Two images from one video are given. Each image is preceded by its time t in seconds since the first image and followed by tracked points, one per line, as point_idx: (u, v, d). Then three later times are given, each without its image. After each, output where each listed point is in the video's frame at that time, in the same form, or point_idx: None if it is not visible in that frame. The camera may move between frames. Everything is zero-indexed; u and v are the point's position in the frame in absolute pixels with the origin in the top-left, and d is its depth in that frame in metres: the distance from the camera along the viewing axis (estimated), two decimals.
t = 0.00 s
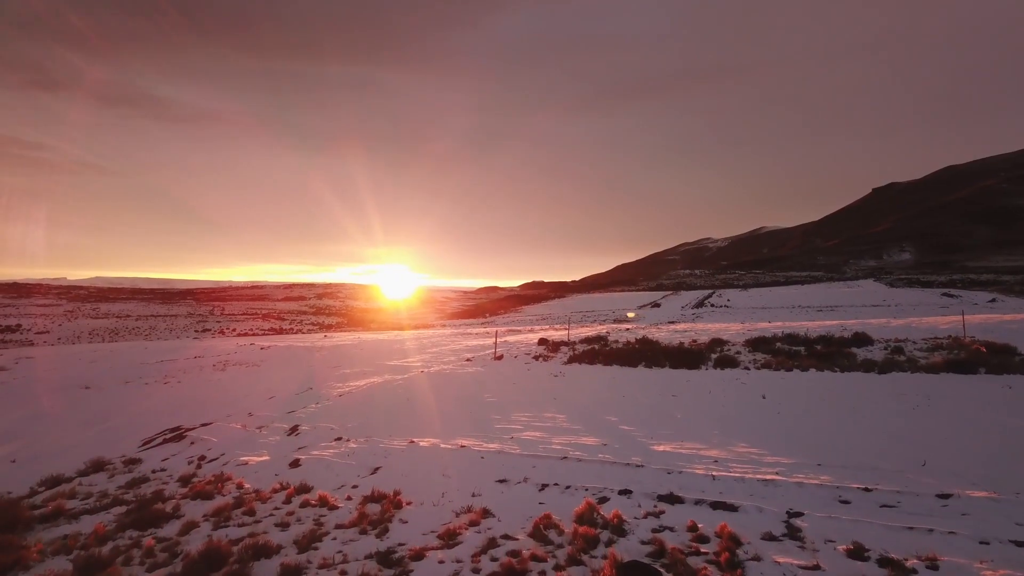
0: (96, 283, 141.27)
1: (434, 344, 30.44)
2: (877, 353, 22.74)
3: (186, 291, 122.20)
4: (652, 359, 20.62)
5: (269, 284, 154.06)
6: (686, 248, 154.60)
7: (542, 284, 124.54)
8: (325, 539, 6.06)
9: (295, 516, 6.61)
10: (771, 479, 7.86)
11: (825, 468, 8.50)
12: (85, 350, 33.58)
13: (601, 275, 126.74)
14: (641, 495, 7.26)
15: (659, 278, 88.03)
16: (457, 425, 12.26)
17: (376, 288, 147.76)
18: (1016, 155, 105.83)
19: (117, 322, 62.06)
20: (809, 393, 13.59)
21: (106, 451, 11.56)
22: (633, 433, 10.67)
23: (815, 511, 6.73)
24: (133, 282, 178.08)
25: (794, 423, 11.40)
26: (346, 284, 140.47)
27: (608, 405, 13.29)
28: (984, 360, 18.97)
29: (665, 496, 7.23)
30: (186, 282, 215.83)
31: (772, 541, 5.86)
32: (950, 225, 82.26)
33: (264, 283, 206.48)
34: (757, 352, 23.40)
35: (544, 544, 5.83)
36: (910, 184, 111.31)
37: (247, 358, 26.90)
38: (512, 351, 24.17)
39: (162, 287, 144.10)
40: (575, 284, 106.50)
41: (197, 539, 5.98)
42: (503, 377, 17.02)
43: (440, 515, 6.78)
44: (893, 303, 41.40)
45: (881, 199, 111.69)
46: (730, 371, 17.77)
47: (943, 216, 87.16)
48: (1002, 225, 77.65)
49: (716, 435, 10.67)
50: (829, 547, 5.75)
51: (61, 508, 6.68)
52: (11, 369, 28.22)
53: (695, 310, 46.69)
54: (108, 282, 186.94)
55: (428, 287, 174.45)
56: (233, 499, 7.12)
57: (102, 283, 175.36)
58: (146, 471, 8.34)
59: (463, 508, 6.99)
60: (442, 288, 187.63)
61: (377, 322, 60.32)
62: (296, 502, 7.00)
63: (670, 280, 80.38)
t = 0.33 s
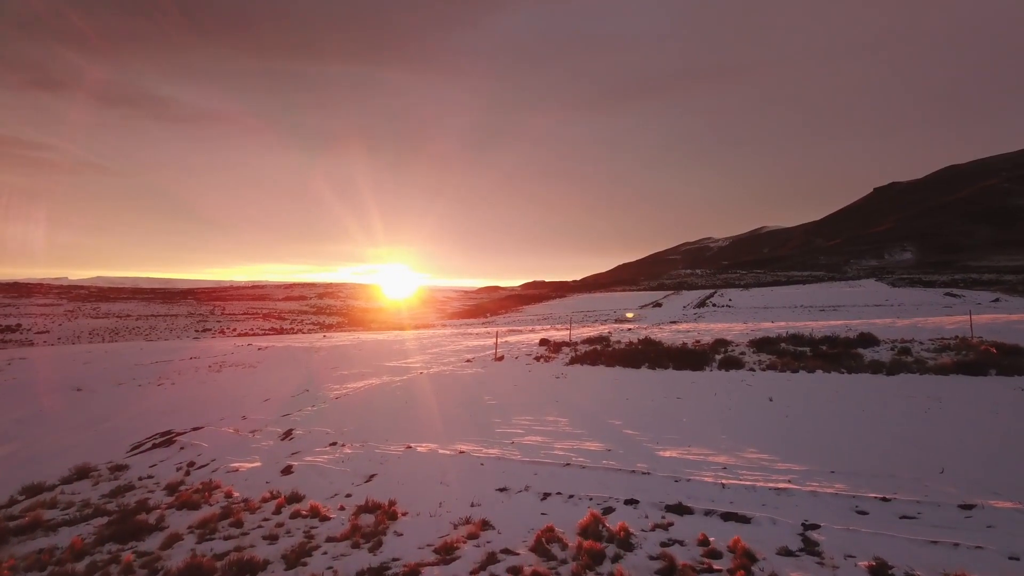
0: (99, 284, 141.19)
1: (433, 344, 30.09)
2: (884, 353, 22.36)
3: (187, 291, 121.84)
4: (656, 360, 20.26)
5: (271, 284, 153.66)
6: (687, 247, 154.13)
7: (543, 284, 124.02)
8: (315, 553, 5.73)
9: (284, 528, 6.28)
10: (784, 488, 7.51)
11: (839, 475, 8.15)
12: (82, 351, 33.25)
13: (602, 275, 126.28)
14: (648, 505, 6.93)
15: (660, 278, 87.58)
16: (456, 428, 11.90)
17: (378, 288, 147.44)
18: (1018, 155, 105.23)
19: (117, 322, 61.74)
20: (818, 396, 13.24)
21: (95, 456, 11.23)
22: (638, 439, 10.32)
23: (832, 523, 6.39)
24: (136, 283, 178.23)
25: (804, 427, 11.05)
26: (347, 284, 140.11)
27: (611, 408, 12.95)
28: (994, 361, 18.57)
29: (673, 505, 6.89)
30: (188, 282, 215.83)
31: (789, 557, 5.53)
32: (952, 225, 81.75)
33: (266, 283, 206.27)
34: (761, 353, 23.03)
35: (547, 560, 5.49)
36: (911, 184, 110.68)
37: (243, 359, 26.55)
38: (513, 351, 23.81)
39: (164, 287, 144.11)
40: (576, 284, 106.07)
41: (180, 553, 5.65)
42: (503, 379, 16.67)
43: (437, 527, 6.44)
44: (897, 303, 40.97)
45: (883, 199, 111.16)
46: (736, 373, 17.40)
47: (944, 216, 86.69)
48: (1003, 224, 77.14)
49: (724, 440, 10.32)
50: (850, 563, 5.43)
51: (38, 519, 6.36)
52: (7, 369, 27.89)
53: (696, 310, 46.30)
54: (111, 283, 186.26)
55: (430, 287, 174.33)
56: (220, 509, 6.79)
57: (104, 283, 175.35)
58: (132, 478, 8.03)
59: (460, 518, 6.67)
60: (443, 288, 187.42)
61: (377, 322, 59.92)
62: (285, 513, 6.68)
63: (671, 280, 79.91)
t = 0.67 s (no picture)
0: (101, 284, 141.20)
1: (433, 344, 29.80)
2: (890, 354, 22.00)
3: (190, 291, 121.43)
4: (659, 360, 19.95)
5: (272, 284, 153.50)
6: (688, 247, 153.74)
7: (544, 284, 123.51)
8: (305, 566, 5.45)
9: (274, 539, 6.01)
10: (795, 495, 7.23)
11: (853, 483, 7.85)
12: (81, 351, 33.02)
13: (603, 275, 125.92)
14: (655, 514, 6.64)
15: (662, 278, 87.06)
16: (456, 431, 11.60)
17: (379, 287, 147.20)
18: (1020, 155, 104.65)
19: (117, 322, 61.51)
20: (827, 398, 12.94)
21: (85, 460, 10.94)
22: (643, 443, 10.03)
23: (849, 534, 6.10)
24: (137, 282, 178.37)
25: (812, 431, 10.75)
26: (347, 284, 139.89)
27: (614, 410, 12.68)
28: (1004, 361, 18.23)
29: (681, 515, 6.60)
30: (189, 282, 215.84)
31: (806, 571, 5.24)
32: (954, 224, 81.29)
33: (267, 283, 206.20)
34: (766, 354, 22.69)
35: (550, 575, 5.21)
36: (913, 183, 110.13)
37: (242, 360, 26.29)
38: (514, 351, 23.50)
39: (166, 287, 144.08)
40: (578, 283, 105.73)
41: (163, 566, 5.37)
42: (504, 380, 16.35)
43: (434, 538, 6.17)
44: (900, 303, 40.60)
45: (884, 199, 110.70)
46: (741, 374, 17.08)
47: (946, 216, 86.22)
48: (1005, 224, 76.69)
49: (731, 444, 10.03)
50: None
51: (18, 529, 6.09)
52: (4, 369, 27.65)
53: (699, 310, 45.94)
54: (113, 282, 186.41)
55: (431, 287, 174.10)
56: (208, 519, 6.51)
57: (106, 283, 175.35)
58: (119, 485, 7.76)
59: (458, 529, 6.37)
60: (444, 288, 187.13)
61: (377, 322, 59.61)
62: (276, 523, 6.40)
63: (673, 280, 79.48)
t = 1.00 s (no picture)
0: (102, 284, 141.17)
1: (433, 345, 29.48)
2: (898, 355, 21.61)
3: (190, 291, 121.14)
4: (663, 362, 19.59)
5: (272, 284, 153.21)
6: (689, 248, 153.34)
7: (545, 284, 123.12)
8: None
9: (261, 553, 5.68)
10: (812, 505, 6.89)
11: (871, 492, 7.51)
12: (78, 351, 32.71)
13: (604, 275, 125.50)
14: (664, 526, 6.30)
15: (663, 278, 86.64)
16: (456, 435, 11.24)
17: (380, 287, 147.00)
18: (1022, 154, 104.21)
19: (116, 322, 61.23)
20: (837, 401, 12.59)
21: (73, 466, 10.62)
22: (649, 448, 9.71)
23: (870, 548, 5.75)
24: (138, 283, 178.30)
25: (823, 435, 10.42)
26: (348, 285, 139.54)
27: (618, 414, 12.34)
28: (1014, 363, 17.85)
29: (691, 526, 6.27)
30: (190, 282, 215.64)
31: None
32: (955, 224, 80.89)
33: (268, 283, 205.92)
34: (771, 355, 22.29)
35: None
36: (914, 183, 109.64)
37: (239, 360, 25.95)
38: (515, 352, 23.14)
39: (167, 288, 144.17)
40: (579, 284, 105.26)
41: None
42: (505, 383, 16.01)
43: (431, 551, 5.84)
44: (904, 303, 40.23)
45: (885, 199, 110.32)
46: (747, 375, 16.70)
47: (947, 216, 85.82)
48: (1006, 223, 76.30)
49: (740, 450, 9.70)
50: None
51: None
52: None
53: (701, 310, 45.60)
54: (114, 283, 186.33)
55: (431, 287, 173.78)
56: (194, 530, 6.19)
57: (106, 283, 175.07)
58: (103, 493, 7.45)
59: (456, 542, 6.03)
60: (444, 288, 186.97)
61: (377, 322, 59.30)
62: (265, 535, 6.08)
63: (674, 280, 79.05)
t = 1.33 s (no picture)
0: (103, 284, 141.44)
1: (433, 346, 29.23)
2: (904, 356, 21.27)
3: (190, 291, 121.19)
4: (666, 363, 19.28)
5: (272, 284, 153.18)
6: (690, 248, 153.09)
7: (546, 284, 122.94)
8: None
9: (250, 566, 5.39)
10: (827, 515, 6.59)
11: (887, 500, 7.21)
12: (76, 352, 32.50)
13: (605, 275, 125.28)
14: (673, 537, 6.00)
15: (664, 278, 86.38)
16: (456, 439, 10.94)
17: (381, 287, 147.06)
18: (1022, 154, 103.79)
19: (117, 322, 61.13)
20: (846, 403, 12.30)
21: (63, 470, 10.36)
22: (654, 453, 9.42)
23: (891, 562, 5.45)
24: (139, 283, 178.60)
25: (833, 439, 10.13)
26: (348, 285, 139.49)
27: (621, 417, 12.05)
28: None
29: (701, 537, 5.97)
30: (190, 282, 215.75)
31: None
32: (956, 224, 80.53)
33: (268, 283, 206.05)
34: (776, 356, 21.95)
35: None
36: (915, 183, 109.23)
37: (237, 361, 25.71)
38: (516, 353, 22.87)
39: (167, 288, 144.31)
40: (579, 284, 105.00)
41: None
42: (505, 384, 15.71)
43: (428, 564, 5.56)
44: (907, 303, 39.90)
45: (886, 199, 109.96)
46: (752, 377, 16.38)
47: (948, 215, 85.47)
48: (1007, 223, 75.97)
49: (749, 454, 9.41)
50: None
51: None
52: None
53: (703, 310, 45.29)
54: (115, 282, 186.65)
55: (431, 287, 173.71)
56: (180, 541, 5.90)
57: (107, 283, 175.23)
58: (88, 501, 7.17)
59: (454, 555, 5.74)
60: (444, 288, 186.88)
61: (377, 322, 59.07)
62: (254, 547, 5.80)
63: (675, 280, 78.71)
